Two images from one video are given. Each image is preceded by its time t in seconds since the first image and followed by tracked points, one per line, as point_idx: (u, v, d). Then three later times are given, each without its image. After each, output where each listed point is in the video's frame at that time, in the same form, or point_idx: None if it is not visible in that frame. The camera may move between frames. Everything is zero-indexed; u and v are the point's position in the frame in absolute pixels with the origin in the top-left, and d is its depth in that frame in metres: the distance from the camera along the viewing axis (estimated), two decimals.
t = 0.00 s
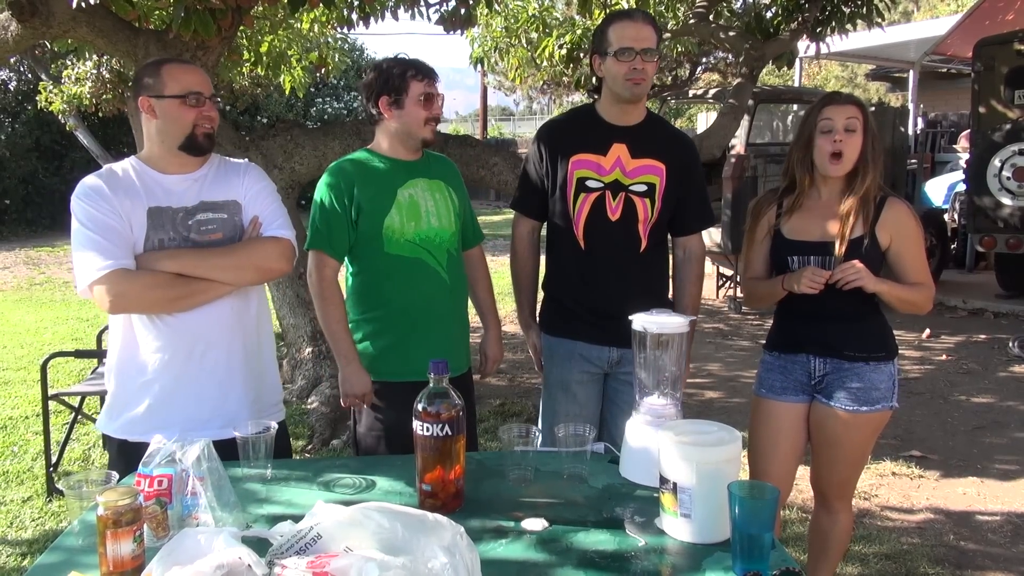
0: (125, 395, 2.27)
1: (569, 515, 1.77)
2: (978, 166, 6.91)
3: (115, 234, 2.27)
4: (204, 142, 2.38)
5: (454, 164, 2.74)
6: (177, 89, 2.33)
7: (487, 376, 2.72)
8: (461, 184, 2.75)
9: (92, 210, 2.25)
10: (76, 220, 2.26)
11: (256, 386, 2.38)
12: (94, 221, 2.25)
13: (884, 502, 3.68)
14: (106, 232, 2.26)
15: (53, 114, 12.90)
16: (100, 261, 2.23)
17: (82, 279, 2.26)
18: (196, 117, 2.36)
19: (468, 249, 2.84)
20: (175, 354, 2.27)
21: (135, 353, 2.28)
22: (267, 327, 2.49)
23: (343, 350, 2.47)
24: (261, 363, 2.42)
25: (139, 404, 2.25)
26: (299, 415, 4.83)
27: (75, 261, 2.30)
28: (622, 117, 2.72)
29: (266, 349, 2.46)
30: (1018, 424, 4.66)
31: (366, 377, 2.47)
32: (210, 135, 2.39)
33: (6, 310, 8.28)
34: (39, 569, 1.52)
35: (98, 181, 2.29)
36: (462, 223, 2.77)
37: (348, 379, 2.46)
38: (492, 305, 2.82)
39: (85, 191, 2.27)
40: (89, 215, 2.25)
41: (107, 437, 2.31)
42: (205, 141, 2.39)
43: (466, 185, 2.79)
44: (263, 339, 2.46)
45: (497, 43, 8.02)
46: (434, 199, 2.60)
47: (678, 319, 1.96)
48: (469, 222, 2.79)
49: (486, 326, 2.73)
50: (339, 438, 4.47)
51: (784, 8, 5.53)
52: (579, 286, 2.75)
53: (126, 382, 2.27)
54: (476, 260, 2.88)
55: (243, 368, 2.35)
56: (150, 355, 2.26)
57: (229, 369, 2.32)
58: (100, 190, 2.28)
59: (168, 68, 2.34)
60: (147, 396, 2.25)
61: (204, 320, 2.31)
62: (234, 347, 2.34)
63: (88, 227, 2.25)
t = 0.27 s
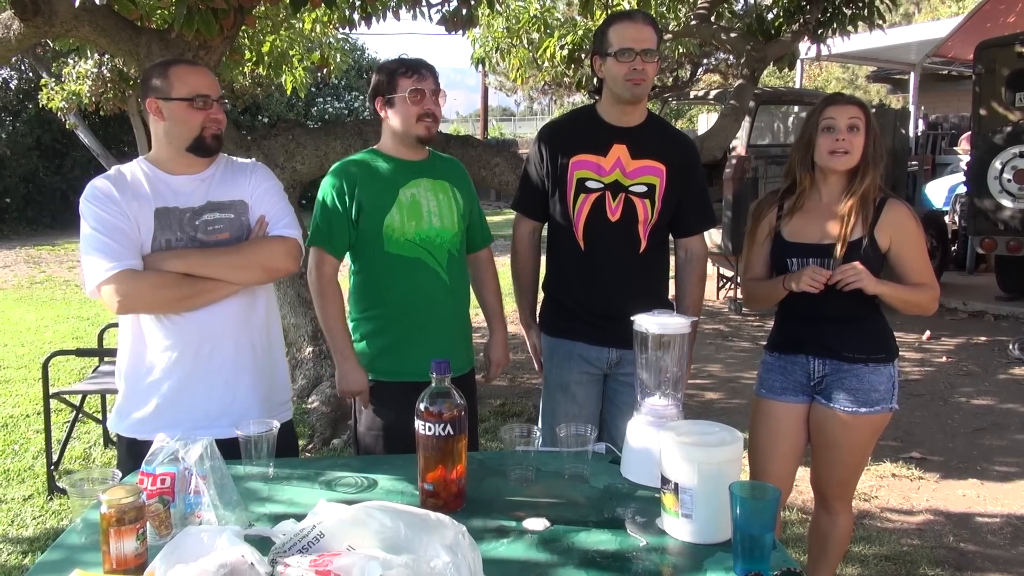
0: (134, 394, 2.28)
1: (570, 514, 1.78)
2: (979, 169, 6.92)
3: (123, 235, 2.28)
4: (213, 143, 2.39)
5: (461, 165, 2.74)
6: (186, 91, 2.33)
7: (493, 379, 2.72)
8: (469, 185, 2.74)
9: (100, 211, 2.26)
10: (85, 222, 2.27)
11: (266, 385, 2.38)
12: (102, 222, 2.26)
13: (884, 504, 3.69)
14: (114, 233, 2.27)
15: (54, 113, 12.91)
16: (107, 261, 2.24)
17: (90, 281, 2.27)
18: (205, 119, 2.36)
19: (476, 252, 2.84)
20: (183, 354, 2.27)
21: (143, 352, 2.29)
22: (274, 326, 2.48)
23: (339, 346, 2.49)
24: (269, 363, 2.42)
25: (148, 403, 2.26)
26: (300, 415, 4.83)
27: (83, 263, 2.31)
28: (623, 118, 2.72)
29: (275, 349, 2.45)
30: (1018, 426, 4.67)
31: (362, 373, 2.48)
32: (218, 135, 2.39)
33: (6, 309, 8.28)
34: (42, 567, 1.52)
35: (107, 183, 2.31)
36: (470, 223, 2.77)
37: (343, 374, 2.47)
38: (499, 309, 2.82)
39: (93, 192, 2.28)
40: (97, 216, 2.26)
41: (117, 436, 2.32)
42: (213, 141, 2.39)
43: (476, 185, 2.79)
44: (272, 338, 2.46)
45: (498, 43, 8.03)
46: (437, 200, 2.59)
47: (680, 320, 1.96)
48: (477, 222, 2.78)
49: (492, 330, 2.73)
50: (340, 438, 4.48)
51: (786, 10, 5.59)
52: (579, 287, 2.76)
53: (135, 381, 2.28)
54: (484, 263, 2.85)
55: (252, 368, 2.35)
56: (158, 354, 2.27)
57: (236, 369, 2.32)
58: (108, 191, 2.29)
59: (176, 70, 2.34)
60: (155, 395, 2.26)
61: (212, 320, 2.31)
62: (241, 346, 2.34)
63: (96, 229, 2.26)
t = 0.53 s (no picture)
0: (135, 392, 2.29)
1: (572, 514, 1.79)
2: (979, 172, 6.93)
3: (127, 234, 2.30)
4: (215, 142, 2.39)
5: (470, 167, 2.74)
6: (188, 91, 2.34)
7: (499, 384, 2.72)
8: (476, 186, 2.74)
9: (105, 210, 2.28)
10: (89, 221, 2.29)
11: (267, 385, 2.39)
12: (106, 221, 2.28)
13: (884, 506, 3.69)
14: (118, 232, 2.29)
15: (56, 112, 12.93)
16: (110, 259, 2.26)
17: (93, 279, 2.28)
18: (206, 119, 2.36)
19: (483, 256, 2.84)
20: (184, 352, 2.28)
21: (145, 351, 2.30)
22: (277, 326, 2.49)
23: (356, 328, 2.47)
24: (271, 363, 2.43)
25: (149, 402, 2.27)
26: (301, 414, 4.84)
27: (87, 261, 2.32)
28: (624, 120, 2.74)
29: (277, 349, 2.46)
30: (1018, 430, 4.68)
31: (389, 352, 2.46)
32: (220, 135, 2.39)
33: (7, 307, 8.29)
34: (47, 563, 1.53)
35: (111, 182, 2.32)
36: (476, 226, 2.77)
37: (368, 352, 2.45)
38: (504, 313, 2.81)
39: (99, 191, 2.30)
40: (101, 215, 2.28)
41: (119, 435, 2.33)
42: (216, 141, 2.39)
43: (485, 188, 2.79)
44: (274, 339, 2.46)
45: (501, 44, 8.05)
46: (441, 201, 2.60)
47: (682, 321, 1.97)
48: (484, 224, 2.78)
49: (497, 337, 2.73)
50: (341, 438, 4.49)
51: (787, 13, 5.60)
52: (580, 288, 2.77)
53: (136, 380, 2.29)
54: (491, 270, 2.86)
55: (253, 367, 2.36)
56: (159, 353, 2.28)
57: (237, 369, 2.33)
58: (113, 190, 2.31)
59: (179, 70, 2.35)
60: (156, 394, 2.27)
61: (214, 319, 2.32)
62: (243, 346, 2.35)
63: (101, 227, 2.28)
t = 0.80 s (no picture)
0: (131, 389, 2.29)
1: (575, 515, 1.79)
2: (981, 177, 6.92)
3: (129, 230, 2.30)
4: (194, 135, 2.33)
5: (477, 169, 2.74)
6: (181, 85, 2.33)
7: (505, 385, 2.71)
8: (483, 189, 2.74)
9: (108, 206, 2.29)
10: (92, 215, 2.30)
11: (263, 386, 2.39)
12: (109, 216, 2.29)
13: (884, 510, 3.69)
14: (120, 228, 2.29)
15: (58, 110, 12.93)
16: (113, 255, 2.27)
17: (93, 273, 2.29)
18: (186, 111, 2.32)
19: (490, 258, 2.83)
20: (182, 351, 2.28)
21: (142, 349, 2.30)
22: (276, 327, 2.50)
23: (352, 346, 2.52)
24: (268, 363, 2.43)
25: (145, 400, 2.27)
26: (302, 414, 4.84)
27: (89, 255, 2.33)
28: (626, 121, 2.74)
29: (274, 350, 2.46)
30: (1018, 435, 4.68)
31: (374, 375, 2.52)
32: (201, 128, 2.33)
33: (8, 304, 8.29)
34: (49, 561, 1.53)
35: (115, 177, 2.33)
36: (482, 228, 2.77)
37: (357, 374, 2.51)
38: (512, 319, 2.82)
39: (103, 186, 2.31)
40: (104, 210, 2.29)
41: (113, 433, 2.32)
42: (195, 134, 2.33)
43: (494, 191, 2.80)
44: (272, 340, 2.47)
45: (503, 45, 8.05)
46: (446, 202, 2.60)
47: (686, 324, 1.97)
48: (490, 228, 2.77)
49: (505, 339, 2.74)
50: (341, 437, 4.49)
51: (791, 16, 5.63)
52: (582, 289, 2.77)
53: (133, 377, 2.29)
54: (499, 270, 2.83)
55: (250, 368, 2.36)
56: (155, 352, 2.28)
57: (235, 369, 2.33)
58: (117, 186, 2.31)
59: (177, 65, 2.35)
60: (152, 392, 2.27)
61: (212, 318, 2.33)
62: (241, 346, 2.35)
63: (104, 223, 2.28)
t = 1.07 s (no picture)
0: (128, 389, 2.29)
1: (571, 516, 1.80)
2: (980, 179, 6.93)
3: (130, 230, 2.31)
4: (196, 137, 2.34)
5: (477, 171, 2.74)
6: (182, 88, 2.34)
7: (508, 389, 2.72)
8: (485, 192, 2.75)
9: (108, 204, 2.29)
10: (92, 214, 2.31)
11: (260, 387, 2.40)
12: (109, 215, 2.29)
13: (881, 512, 3.70)
14: (120, 226, 2.30)
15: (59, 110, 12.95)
16: (113, 255, 2.27)
17: (93, 272, 2.29)
18: (188, 114, 2.33)
19: (491, 260, 2.83)
20: (180, 352, 2.29)
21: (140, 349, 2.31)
22: (274, 328, 2.50)
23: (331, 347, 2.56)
24: (266, 364, 2.44)
25: (142, 399, 2.28)
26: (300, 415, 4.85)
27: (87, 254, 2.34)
28: (623, 124, 2.75)
29: (272, 351, 2.47)
30: (1016, 437, 4.69)
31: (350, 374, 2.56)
32: (202, 131, 2.35)
33: (8, 304, 8.30)
34: (47, 560, 1.54)
35: (115, 176, 2.33)
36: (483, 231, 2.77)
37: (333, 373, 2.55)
38: (515, 320, 2.83)
39: (104, 183, 2.31)
40: (104, 208, 2.29)
41: (109, 431, 2.33)
42: (197, 136, 2.34)
43: (496, 195, 2.81)
44: (270, 341, 2.47)
45: (503, 47, 8.07)
46: (444, 205, 2.60)
47: (682, 325, 1.98)
48: (491, 230, 2.77)
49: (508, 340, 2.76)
50: (340, 438, 4.49)
51: (790, 18, 5.62)
52: (577, 290, 2.78)
53: (130, 377, 2.30)
54: (501, 273, 2.85)
55: (248, 369, 2.37)
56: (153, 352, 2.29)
57: (232, 370, 2.33)
58: (117, 184, 2.32)
59: (178, 67, 2.35)
60: (149, 392, 2.27)
61: (211, 320, 2.33)
62: (239, 347, 2.36)
63: (103, 222, 2.29)
